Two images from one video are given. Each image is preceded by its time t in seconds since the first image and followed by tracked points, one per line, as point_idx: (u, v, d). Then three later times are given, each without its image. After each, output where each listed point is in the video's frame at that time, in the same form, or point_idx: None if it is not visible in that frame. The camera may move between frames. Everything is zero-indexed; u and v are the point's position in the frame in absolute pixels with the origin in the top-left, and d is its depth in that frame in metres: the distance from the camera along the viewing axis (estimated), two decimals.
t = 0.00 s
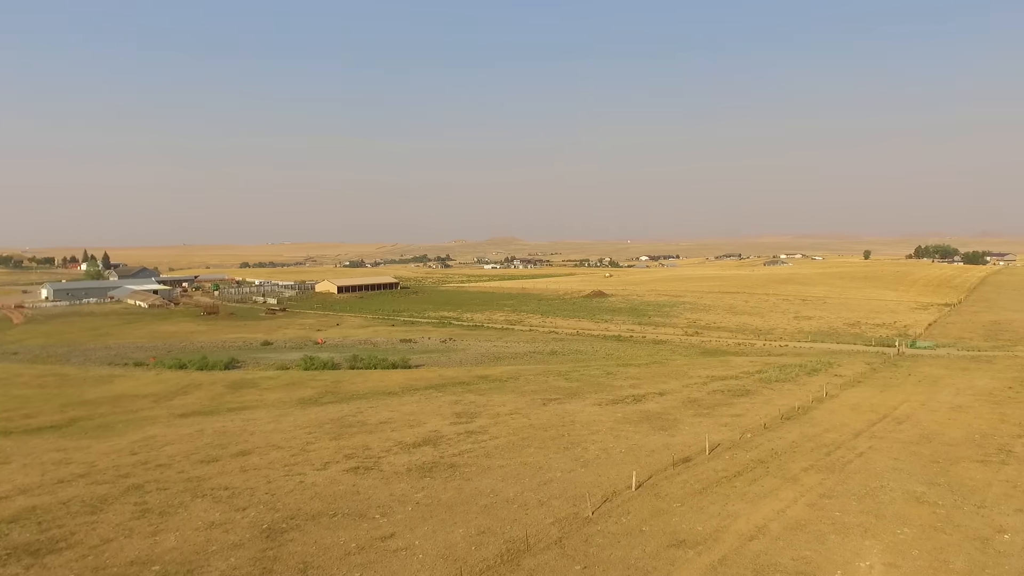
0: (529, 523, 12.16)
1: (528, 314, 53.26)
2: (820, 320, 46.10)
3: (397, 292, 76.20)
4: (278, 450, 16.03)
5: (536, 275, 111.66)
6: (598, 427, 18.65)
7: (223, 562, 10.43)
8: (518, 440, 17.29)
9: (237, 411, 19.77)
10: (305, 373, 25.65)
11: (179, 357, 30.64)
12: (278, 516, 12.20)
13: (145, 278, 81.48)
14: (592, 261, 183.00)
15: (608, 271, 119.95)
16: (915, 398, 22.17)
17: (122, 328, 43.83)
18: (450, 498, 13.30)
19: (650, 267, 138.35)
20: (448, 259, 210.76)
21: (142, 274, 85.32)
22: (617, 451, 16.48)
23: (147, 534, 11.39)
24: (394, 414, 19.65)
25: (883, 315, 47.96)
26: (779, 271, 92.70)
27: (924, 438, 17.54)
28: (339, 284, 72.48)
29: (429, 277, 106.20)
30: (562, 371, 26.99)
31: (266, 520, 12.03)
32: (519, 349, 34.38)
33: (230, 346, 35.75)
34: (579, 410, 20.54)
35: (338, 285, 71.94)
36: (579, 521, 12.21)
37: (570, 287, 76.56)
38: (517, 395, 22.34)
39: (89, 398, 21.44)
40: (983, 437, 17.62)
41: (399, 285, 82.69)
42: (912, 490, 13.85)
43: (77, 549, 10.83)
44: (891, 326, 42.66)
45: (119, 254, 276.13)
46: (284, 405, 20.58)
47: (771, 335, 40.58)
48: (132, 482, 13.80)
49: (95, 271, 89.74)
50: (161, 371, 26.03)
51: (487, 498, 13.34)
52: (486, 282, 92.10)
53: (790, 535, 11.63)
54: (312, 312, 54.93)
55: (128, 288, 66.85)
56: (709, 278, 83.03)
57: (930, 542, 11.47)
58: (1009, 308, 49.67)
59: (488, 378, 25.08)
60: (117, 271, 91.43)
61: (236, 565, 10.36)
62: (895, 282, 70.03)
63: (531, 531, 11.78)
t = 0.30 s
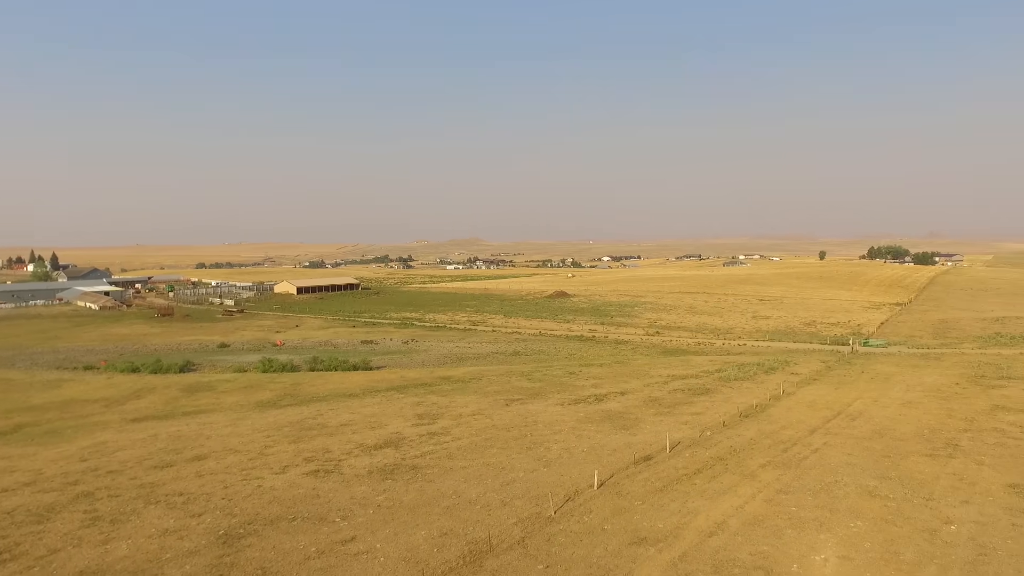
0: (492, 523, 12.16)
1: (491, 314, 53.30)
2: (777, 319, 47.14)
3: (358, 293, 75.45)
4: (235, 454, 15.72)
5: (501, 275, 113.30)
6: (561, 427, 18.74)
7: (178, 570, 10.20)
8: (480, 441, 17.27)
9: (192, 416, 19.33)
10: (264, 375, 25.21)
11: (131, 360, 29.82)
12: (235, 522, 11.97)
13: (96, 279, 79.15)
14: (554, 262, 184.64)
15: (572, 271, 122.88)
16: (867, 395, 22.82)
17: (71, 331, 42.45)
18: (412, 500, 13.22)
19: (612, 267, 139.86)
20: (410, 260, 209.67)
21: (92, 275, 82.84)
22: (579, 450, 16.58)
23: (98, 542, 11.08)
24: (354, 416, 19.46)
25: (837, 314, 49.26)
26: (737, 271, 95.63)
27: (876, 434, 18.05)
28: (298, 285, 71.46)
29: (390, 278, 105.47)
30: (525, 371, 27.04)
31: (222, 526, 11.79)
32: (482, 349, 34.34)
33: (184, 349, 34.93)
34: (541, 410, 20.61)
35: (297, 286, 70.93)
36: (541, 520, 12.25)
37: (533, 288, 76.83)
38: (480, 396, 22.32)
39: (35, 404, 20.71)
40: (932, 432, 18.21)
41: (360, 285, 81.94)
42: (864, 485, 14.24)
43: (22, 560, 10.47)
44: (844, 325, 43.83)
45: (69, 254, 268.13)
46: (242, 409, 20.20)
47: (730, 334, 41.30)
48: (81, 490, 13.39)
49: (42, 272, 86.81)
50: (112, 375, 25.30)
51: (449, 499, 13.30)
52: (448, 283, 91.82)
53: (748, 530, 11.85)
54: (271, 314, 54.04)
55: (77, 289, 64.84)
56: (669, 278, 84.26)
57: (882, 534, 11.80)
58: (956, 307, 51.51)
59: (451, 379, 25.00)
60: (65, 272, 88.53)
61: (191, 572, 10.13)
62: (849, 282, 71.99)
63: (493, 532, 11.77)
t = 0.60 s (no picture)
0: (457, 525, 12.11)
1: (456, 315, 53.13)
2: (739, 319, 47.92)
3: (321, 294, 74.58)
4: (194, 459, 15.39)
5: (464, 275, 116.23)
6: (526, 427, 18.76)
7: None
8: (446, 442, 17.21)
9: (149, 420, 18.86)
10: (224, 378, 24.73)
11: (84, 363, 28.97)
12: (194, 528, 11.71)
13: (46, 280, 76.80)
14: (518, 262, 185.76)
15: (537, 271, 125.01)
16: (826, 392, 23.34)
17: (20, 334, 41.06)
18: (376, 503, 13.10)
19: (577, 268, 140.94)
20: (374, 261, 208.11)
21: (44, 275, 80.32)
22: (545, 450, 16.62)
23: (50, 552, 10.73)
24: (318, 419, 19.21)
25: (797, 313, 50.33)
26: (699, 271, 98.90)
27: (834, 431, 18.47)
28: (259, 286, 70.30)
29: (354, 279, 104.52)
30: (490, 372, 27.02)
31: (181, 533, 11.52)
32: (447, 350, 34.22)
33: (141, 351, 34.07)
34: (507, 410, 20.62)
35: (258, 286, 69.79)
36: (507, 521, 12.24)
37: (498, 289, 76.89)
38: (445, 397, 22.23)
39: None
40: (887, 428, 18.70)
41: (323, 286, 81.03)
42: (823, 481, 14.55)
43: None
44: (803, 324, 44.77)
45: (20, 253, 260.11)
46: (201, 412, 19.77)
47: (693, 333, 41.87)
48: (32, 498, 12.95)
49: None
50: (64, 380, 24.53)
51: (415, 502, 13.21)
52: (413, 283, 91.39)
53: (711, 527, 12.01)
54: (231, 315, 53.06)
55: (27, 290, 62.75)
56: (633, 278, 85.14)
57: (840, 529, 12.07)
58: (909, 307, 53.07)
59: (416, 380, 24.85)
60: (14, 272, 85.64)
61: None
62: (807, 282, 73.63)
63: (459, 533, 11.73)
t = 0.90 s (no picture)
0: (417, 528, 12.01)
1: (416, 316, 52.84)
2: (696, 319, 48.67)
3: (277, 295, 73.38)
4: (145, 465, 14.96)
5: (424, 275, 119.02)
6: (487, 428, 18.72)
7: None
8: (405, 444, 17.06)
9: (97, 426, 18.26)
10: (176, 382, 24.11)
11: (27, 368, 27.92)
12: (145, 537, 11.37)
13: None
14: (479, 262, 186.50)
15: (498, 271, 128.06)
16: (781, 390, 23.84)
17: None
18: (335, 507, 12.92)
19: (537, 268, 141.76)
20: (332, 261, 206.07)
21: None
22: (505, 451, 16.61)
23: None
24: (274, 422, 18.86)
25: (752, 313, 51.38)
26: (657, 271, 102.21)
27: (789, 428, 18.88)
28: (213, 286, 68.79)
29: (312, 280, 103.13)
30: (451, 373, 26.91)
31: (131, 542, 11.18)
32: (407, 352, 33.98)
33: (88, 355, 33.02)
34: (468, 412, 20.57)
35: (212, 287, 68.28)
36: (468, 523, 12.18)
37: (459, 289, 76.79)
38: (405, 399, 22.06)
39: None
40: (839, 425, 19.18)
41: (280, 287, 79.78)
42: (778, 477, 14.85)
43: None
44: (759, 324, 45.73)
45: None
46: (152, 417, 19.23)
47: (652, 333, 42.39)
48: None
49: None
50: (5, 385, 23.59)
51: (374, 505, 13.06)
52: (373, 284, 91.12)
53: (670, 525, 12.15)
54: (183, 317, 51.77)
55: None
56: (592, 279, 85.94)
57: (794, 524, 12.33)
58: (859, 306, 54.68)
59: (375, 382, 24.60)
60: None
61: None
62: (762, 282, 75.32)
63: (419, 536, 11.63)
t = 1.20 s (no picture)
0: (379, 531, 11.89)
1: (378, 317, 52.40)
2: (658, 318, 49.25)
3: (235, 296, 71.99)
4: (96, 472, 14.52)
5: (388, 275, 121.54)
6: (449, 430, 18.64)
7: None
8: (367, 447, 16.89)
9: (44, 432, 17.64)
10: (128, 386, 23.44)
11: None
12: (96, 546, 11.03)
13: None
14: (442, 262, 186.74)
15: (460, 271, 130.87)
16: (740, 389, 24.25)
17: None
18: (294, 511, 12.71)
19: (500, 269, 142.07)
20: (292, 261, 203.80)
21: None
22: (468, 452, 16.56)
23: None
24: (232, 426, 18.49)
25: (712, 312, 52.21)
26: (619, 271, 104.51)
27: (747, 425, 19.23)
28: (167, 287, 67.12)
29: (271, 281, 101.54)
30: (413, 374, 26.74)
31: (81, 552, 10.84)
32: (369, 353, 33.65)
33: (36, 359, 31.92)
34: (431, 413, 20.46)
35: (167, 288, 66.68)
36: (431, 525, 12.10)
37: (421, 290, 76.51)
38: (367, 401, 21.83)
39: None
40: (796, 422, 19.61)
41: (238, 288, 78.34)
42: (737, 474, 15.11)
43: None
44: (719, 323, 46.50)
45: None
46: (104, 423, 18.67)
47: (614, 333, 42.76)
48: None
49: None
50: None
51: (335, 509, 12.89)
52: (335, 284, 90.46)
53: (632, 523, 12.26)
54: (137, 319, 50.39)
55: None
56: (555, 279, 86.44)
57: (753, 519, 12.55)
58: (815, 305, 56.01)
59: (336, 384, 24.31)
60: None
61: None
62: (722, 282, 76.67)
63: (381, 540, 11.52)
